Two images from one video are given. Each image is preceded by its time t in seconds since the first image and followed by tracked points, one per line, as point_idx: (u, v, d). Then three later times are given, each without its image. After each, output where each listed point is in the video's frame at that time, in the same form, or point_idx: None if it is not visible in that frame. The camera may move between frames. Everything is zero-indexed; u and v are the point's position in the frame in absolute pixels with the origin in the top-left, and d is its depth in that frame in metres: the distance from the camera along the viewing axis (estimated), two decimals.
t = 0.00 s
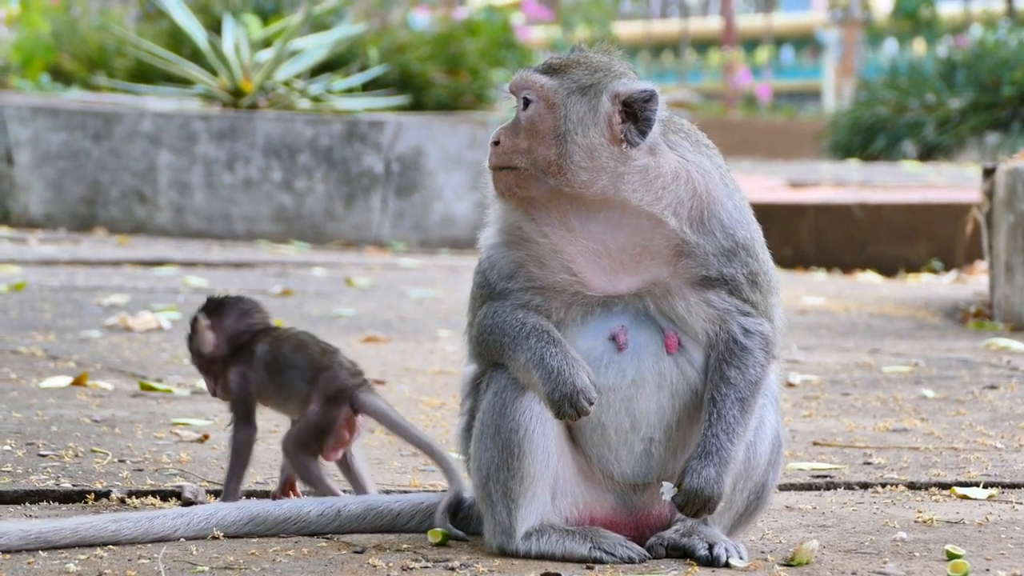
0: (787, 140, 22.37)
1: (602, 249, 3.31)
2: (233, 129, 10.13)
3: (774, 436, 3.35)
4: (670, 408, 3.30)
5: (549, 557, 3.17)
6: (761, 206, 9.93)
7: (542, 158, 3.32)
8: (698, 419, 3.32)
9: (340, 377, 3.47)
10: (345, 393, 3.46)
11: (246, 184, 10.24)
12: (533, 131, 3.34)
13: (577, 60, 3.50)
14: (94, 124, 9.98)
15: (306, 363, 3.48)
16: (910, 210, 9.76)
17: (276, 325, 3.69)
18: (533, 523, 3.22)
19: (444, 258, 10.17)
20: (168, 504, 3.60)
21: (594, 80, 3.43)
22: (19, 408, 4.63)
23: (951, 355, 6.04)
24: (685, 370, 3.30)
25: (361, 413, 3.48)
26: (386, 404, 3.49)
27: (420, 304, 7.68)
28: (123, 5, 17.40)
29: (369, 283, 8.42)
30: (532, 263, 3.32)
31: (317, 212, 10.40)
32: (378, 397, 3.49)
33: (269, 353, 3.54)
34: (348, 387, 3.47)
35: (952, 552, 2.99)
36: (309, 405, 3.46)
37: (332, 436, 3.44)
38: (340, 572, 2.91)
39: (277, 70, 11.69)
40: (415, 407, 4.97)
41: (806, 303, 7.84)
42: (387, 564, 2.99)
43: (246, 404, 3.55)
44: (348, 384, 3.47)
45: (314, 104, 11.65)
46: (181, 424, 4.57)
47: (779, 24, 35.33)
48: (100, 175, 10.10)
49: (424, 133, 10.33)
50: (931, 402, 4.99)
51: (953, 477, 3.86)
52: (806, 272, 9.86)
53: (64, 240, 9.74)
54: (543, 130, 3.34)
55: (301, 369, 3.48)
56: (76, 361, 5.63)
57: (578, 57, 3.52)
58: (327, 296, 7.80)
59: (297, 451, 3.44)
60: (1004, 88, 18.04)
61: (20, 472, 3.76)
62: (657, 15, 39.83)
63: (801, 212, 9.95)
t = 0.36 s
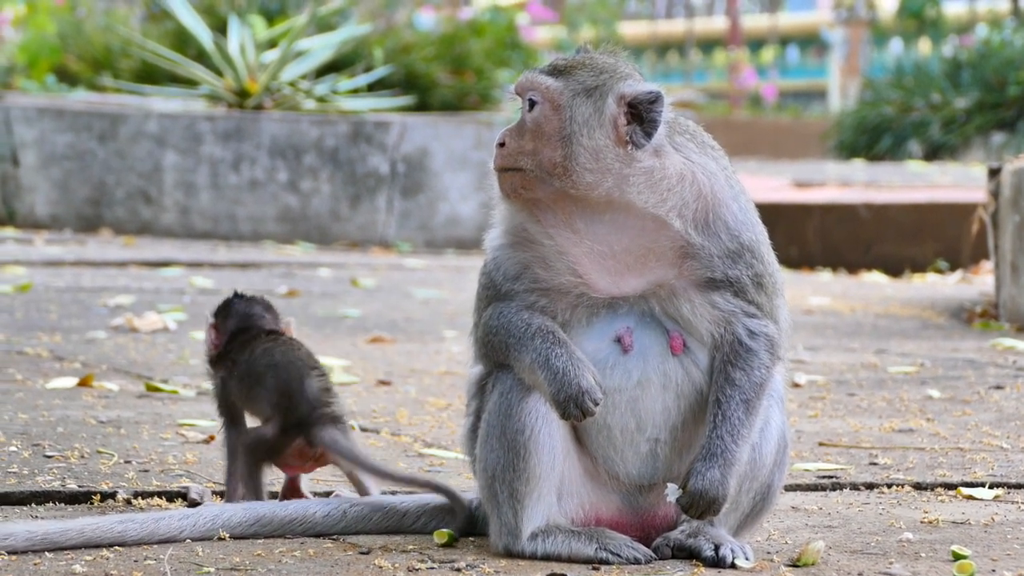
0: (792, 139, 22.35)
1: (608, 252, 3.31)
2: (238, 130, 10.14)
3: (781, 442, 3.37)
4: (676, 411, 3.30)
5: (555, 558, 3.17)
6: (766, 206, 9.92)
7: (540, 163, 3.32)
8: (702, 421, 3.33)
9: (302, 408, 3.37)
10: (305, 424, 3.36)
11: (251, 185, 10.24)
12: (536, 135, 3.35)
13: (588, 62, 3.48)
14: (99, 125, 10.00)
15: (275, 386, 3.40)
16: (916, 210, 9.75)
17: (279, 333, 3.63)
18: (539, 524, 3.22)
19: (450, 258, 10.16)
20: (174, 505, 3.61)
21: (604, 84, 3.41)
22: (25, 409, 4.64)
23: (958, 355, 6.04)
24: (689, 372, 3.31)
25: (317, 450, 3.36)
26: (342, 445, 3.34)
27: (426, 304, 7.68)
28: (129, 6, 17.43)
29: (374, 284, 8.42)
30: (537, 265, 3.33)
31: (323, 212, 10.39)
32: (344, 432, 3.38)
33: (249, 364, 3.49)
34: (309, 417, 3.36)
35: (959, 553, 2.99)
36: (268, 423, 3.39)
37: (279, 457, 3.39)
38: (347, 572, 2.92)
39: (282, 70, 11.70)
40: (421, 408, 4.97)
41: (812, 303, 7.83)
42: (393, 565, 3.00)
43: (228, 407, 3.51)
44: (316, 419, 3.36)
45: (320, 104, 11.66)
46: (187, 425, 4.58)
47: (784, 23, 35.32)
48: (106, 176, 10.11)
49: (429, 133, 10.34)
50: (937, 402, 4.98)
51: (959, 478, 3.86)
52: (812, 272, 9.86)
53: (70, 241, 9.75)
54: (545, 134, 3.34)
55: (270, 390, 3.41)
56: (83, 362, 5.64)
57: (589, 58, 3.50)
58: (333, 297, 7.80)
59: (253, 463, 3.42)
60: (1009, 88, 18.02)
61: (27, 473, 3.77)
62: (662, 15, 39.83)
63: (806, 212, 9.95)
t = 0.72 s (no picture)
0: (799, 140, 22.34)
1: (634, 258, 3.31)
2: (245, 130, 10.17)
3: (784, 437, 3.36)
4: (683, 413, 3.32)
5: (560, 558, 3.17)
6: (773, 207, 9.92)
7: (646, 182, 3.24)
8: (707, 423, 3.35)
9: (301, 415, 3.36)
10: (303, 430, 3.35)
11: (258, 185, 10.25)
12: (647, 150, 3.24)
13: (642, 59, 3.35)
14: (106, 125, 10.04)
15: (272, 393, 3.40)
16: (923, 210, 9.74)
17: (281, 338, 3.63)
18: (544, 524, 3.22)
19: (456, 258, 10.16)
20: (181, 506, 3.61)
21: (661, 86, 3.29)
22: (32, 409, 4.65)
23: (964, 355, 6.04)
24: (692, 371, 3.32)
25: (313, 458, 3.34)
26: (340, 458, 3.32)
27: (433, 304, 7.69)
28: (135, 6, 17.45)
29: (381, 284, 8.43)
30: (557, 270, 3.33)
31: (330, 212, 10.39)
32: (341, 441, 3.36)
33: (247, 369, 3.49)
34: (307, 425, 3.35)
35: (964, 553, 2.99)
36: (266, 429, 3.39)
37: (276, 463, 3.38)
38: (352, 572, 2.92)
39: (289, 70, 11.72)
40: (427, 408, 4.98)
41: (819, 303, 7.84)
42: (398, 565, 3.00)
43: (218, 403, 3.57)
44: (315, 427, 3.35)
45: (326, 104, 11.68)
46: (194, 425, 4.59)
47: (791, 24, 35.31)
48: (112, 176, 10.14)
49: (436, 133, 10.35)
50: (944, 403, 4.98)
51: (965, 478, 3.86)
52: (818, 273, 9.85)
53: (76, 240, 9.77)
54: (648, 151, 3.24)
55: (267, 396, 3.41)
56: (89, 362, 5.65)
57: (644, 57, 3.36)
58: (340, 297, 7.81)
59: (250, 469, 3.42)
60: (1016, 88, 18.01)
61: (33, 473, 3.78)
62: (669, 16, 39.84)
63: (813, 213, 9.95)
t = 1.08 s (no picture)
0: (804, 140, 22.33)
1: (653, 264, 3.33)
2: (250, 132, 10.19)
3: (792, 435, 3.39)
4: (695, 415, 3.34)
5: (566, 559, 3.17)
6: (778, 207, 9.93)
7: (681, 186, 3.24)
8: (717, 424, 3.38)
9: (293, 411, 3.37)
10: (295, 426, 3.36)
11: (263, 187, 10.26)
12: (681, 152, 3.21)
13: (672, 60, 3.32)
14: (111, 127, 10.07)
15: (267, 391, 3.42)
16: (928, 210, 9.74)
17: (282, 340, 3.64)
18: (550, 525, 3.22)
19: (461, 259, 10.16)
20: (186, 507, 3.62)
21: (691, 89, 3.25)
22: (37, 411, 4.66)
23: (970, 356, 6.04)
24: (703, 372, 3.34)
25: (308, 454, 3.34)
26: (332, 451, 3.32)
27: (438, 306, 7.70)
28: (140, 8, 17.49)
29: (386, 285, 8.44)
30: (574, 273, 3.35)
31: (335, 214, 10.39)
32: (333, 435, 3.37)
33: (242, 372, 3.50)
34: (299, 420, 3.36)
35: (970, 553, 3.00)
36: (263, 427, 3.41)
37: (275, 461, 3.40)
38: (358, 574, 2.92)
39: (294, 72, 11.74)
40: (433, 410, 4.99)
41: (824, 304, 7.83)
42: (405, 566, 3.01)
43: (222, 410, 3.53)
44: (307, 423, 3.36)
45: (331, 106, 11.70)
46: (199, 426, 4.59)
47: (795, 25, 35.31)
48: (117, 178, 10.17)
49: (440, 135, 10.37)
50: (950, 403, 4.98)
51: (971, 478, 3.86)
52: (823, 273, 9.86)
53: (82, 243, 9.78)
54: (683, 154, 3.22)
55: (262, 396, 3.42)
56: (94, 364, 5.66)
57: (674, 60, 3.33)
58: (345, 298, 7.82)
59: (253, 469, 3.45)
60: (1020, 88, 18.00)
61: (38, 475, 3.79)
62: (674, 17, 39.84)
63: (817, 213, 9.95)
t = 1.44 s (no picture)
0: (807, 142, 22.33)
1: (652, 266, 3.34)
2: (254, 133, 10.19)
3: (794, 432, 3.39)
4: (694, 416, 3.35)
5: (570, 560, 3.18)
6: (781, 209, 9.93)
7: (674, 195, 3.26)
8: (716, 424, 3.39)
9: (309, 415, 3.37)
10: (311, 430, 3.36)
11: (267, 188, 10.26)
12: (675, 164, 3.24)
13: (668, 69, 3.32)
14: (115, 129, 10.09)
15: (285, 394, 3.43)
16: (932, 212, 9.74)
17: (304, 343, 3.64)
18: (553, 526, 3.23)
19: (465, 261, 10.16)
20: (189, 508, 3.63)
21: (685, 100, 3.26)
22: (41, 412, 4.67)
23: (973, 357, 6.04)
24: (700, 373, 3.34)
25: (320, 459, 3.35)
26: (346, 460, 3.32)
27: (442, 307, 7.71)
28: (144, 9, 17.51)
29: (390, 287, 8.44)
30: (572, 277, 3.36)
31: (338, 216, 10.39)
32: (347, 440, 3.37)
33: (262, 371, 3.52)
34: (315, 424, 3.37)
35: (974, 555, 3.00)
36: (277, 427, 3.42)
37: (286, 462, 3.39)
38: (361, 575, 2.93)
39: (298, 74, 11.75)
40: (437, 411, 4.99)
41: (828, 305, 7.83)
42: (408, 567, 3.01)
43: (236, 406, 3.58)
44: (322, 428, 3.36)
45: (335, 107, 11.71)
46: (203, 427, 4.60)
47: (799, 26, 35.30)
48: (122, 179, 10.18)
49: (444, 136, 10.38)
50: (954, 404, 4.98)
51: (975, 479, 3.86)
52: (827, 275, 9.86)
53: (86, 244, 9.79)
54: (675, 166, 3.24)
55: (281, 397, 3.43)
56: (98, 365, 5.67)
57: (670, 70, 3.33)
58: (349, 300, 7.83)
59: (263, 468, 3.44)
60: None
61: (42, 476, 3.80)
62: (677, 18, 39.82)
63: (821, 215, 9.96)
